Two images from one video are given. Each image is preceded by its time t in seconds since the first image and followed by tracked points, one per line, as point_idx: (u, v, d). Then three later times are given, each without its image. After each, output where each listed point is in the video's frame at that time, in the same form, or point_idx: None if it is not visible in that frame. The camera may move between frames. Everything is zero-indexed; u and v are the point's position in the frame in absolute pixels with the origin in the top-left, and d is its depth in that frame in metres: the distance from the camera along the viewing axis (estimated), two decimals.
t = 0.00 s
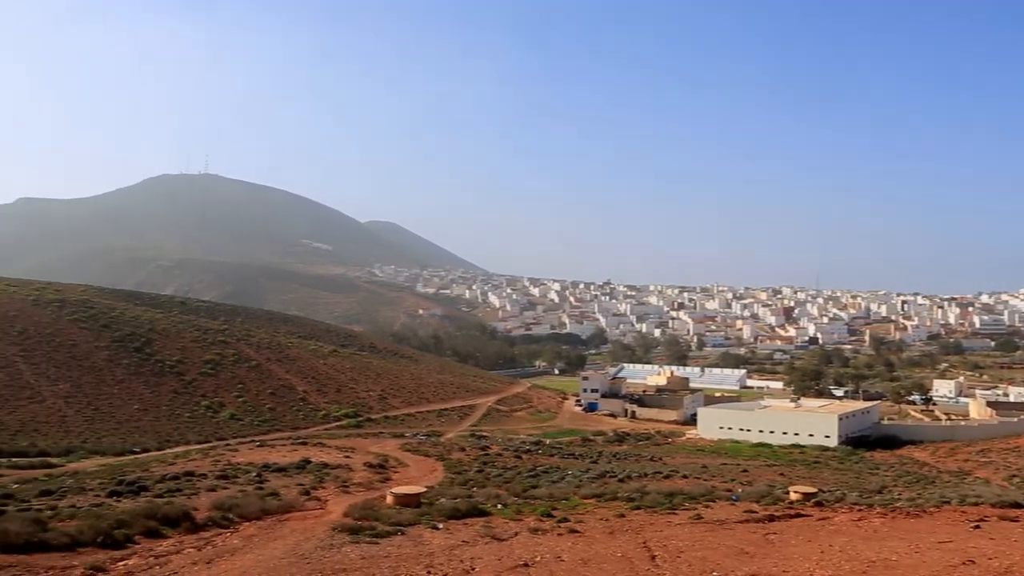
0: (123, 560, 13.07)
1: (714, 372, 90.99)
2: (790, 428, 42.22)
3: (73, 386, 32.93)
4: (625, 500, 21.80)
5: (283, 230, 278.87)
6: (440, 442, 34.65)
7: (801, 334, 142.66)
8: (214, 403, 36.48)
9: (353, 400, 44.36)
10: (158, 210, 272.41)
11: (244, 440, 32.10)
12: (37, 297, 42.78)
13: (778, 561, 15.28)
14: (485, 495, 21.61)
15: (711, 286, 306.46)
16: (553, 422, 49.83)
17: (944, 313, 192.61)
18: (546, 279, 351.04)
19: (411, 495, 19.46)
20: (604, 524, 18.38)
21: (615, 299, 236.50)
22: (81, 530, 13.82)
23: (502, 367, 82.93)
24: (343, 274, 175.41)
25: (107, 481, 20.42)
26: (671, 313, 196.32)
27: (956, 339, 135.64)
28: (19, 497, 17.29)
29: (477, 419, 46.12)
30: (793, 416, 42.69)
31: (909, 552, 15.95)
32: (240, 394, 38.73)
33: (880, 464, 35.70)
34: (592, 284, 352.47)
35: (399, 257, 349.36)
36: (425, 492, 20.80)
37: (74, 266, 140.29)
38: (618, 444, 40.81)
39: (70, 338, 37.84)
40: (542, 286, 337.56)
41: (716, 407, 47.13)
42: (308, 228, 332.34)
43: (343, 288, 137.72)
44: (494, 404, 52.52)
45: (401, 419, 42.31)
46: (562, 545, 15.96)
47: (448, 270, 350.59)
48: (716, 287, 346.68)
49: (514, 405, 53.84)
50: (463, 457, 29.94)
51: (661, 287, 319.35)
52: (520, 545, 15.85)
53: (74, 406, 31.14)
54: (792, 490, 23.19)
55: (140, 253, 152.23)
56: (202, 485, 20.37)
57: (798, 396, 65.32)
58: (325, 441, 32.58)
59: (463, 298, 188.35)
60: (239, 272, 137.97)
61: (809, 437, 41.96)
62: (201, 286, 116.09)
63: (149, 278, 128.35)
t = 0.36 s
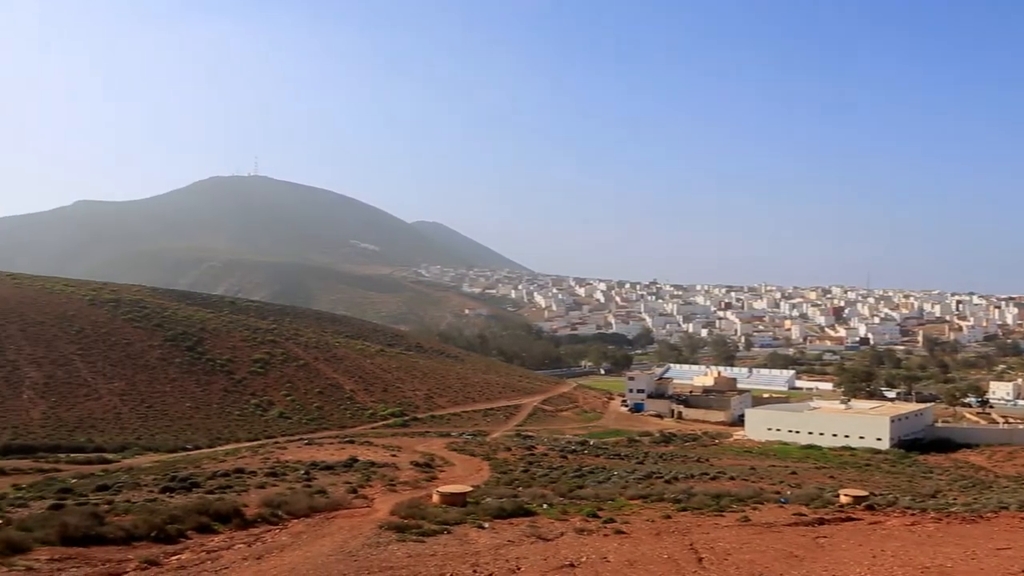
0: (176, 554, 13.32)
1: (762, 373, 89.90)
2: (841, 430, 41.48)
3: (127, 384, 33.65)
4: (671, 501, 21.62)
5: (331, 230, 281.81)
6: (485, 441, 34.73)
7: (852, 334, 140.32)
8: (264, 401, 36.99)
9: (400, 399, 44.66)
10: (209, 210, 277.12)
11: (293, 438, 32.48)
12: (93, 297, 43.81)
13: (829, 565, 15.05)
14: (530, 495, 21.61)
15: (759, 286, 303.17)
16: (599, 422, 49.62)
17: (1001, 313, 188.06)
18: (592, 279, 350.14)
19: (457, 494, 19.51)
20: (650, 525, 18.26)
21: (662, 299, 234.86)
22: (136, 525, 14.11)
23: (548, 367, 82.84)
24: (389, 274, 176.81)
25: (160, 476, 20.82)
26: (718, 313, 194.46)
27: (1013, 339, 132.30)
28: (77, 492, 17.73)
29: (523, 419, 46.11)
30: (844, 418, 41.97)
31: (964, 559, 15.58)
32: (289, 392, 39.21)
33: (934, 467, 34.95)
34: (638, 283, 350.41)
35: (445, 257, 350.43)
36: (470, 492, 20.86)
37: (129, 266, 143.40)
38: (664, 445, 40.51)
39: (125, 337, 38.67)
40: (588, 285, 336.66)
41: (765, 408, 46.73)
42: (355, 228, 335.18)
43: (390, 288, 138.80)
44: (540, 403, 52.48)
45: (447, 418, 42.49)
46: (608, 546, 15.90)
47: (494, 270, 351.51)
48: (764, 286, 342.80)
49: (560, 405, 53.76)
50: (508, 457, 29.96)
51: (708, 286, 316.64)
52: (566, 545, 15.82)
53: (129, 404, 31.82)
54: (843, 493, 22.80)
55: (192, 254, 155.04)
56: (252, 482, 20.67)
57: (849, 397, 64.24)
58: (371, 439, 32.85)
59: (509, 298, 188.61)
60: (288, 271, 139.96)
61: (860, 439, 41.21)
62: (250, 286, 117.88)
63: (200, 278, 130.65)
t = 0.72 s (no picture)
0: (227, 549, 13.52)
1: (813, 373, 88.55)
2: (894, 432, 40.68)
3: (181, 382, 34.32)
4: (720, 503, 21.39)
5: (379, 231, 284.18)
6: (532, 441, 34.72)
7: (906, 334, 137.58)
8: (313, 399, 37.45)
9: (447, 398, 44.87)
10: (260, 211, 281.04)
11: (342, 436, 32.82)
12: (148, 297, 44.74)
13: (883, 570, 14.76)
14: (577, 495, 21.54)
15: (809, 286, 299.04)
16: (646, 423, 49.31)
17: None
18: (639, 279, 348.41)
19: (503, 494, 19.53)
20: (699, 527, 18.08)
21: (710, 299, 232.61)
22: (189, 520, 14.37)
23: (595, 367, 82.57)
24: (436, 274, 177.82)
25: (213, 473, 21.18)
26: (768, 313, 192.12)
27: None
28: (133, 488, 18.12)
29: (570, 419, 45.98)
30: (897, 420, 41.13)
31: None
32: (338, 391, 39.64)
33: (992, 472, 34.09)
34: (687, 283, 347.63)
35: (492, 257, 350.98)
36: (517, 491, 20.87)
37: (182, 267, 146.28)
38: (712, 446, 40.11)
39: (178, 336, 39.44)
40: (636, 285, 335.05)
41: (816, 409, 45.94)
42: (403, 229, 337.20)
43: (437, 288, 139.57)
44: (587, 403, 52.34)
45: (494, 417, 42.55)
46: (655, 547, 15.79)
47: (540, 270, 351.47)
48: (814, 286, 338.01)
49: (607, 405, 53.53)
50: (555, 457, 29.90)
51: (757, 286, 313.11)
52: (613, 546, 15.74)
53: (182, 401, 32.44)
54: (897, 497, 22.34)
55: (243, 255, 157.63)
56: (302, 479, 20.93)
57: (903, 399, 62.96)
58: (419, 438, 33.07)
59: (556, 298, 188.37)
60: (337, 271, 141.55)
61: (914, 442, 40.38)
62: (299, 286, 119.66)
63: (251, 278, 132.77)
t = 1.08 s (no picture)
0: (281, 545, 13.72)
1: (868, 375, 86.95)
2: (952, 435, 39.82)
3: (235, 381, 34.90)
4: (771, 505, 21.12)
5: (429, 232, 285.84)
6: (581, 441, 34.63)
7: (965, 334, 134.35)
8: (363, 398, 37.81)
9: (496, 397, 44.98)
10: (312, 212, 284.30)
11: (392, 435, 33.07)
12: (203, 297, 45.58)
13: None
14: (627, 496, 21.44)
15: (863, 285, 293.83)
16: (696, 424, 48.87)
17: None
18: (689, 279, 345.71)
19: (552, 494, 19.52)
20: (750, 530, 17.88)
21: (762, 298, 229.61)
22: (243, 516, 14.60)
23: (645, 367, 82.07)
24: (485, 274, 178.40)
25: (266, 470, 21.50)
26: (821, 313, 189.14)
27: None
28: (189, 483, 18.48)
29: (619, 419, 45.73)
30: (956, 423, 40.25)
31: None
32: (388, 390, 39.96)
33: None
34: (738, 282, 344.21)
35: (541, 257, 350.83)
36: (566, 491, 20.83)
37: (237, 266, 148.93)
38: (764, 448, 39.62)
39: (232, 335, 40.10)
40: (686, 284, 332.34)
41: (871, 411, 45.09)
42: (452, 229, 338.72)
43: (487, 287, 140.00)
44: (637, 404, 52.05)
45: (543, 417, 42.53)
46: (706, 549, 15.65)
47: (590, 270, 350.45)
48: (869, 285, 332.14)
49: (656, 406, 53.16)
50: (605, 457, 29.79)
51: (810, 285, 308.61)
52: (663, 548, 15.63)
53: (237, 400, 32.98)
54: (955, 502, 21.82)
55: (295, 255, 159.88)
56: (353, 477, 21.15)
57: (962, 401, 61.51)
58: (468, 438, 33.20)
59: (605, 297, 187.65)
60: (387, 271, 142.79)
61: (973, 446, 39.48)
62: (350, 286, 120.93)
63: (303, 278, 134.61)
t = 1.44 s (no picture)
0: (331, 542, 13.89)
1: (924, 376, 85.17)
2: (1012, 439, 38.82)
3: (286, 379, 35.37)
4: (824, 509, 20.79)
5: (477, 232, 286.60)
6: (630, 441, 34.46)
7: None
8: (412, 398, 38.07)
9: (544, 397, 44.94)
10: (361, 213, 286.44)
11: (441, 434, 33.24)
12: (255, 297, 46.27)
13: None
14: (676, 497, 21.28)
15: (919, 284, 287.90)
16: (747, 425, 48.30)
17: None
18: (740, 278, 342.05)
19: (601, 494, 19.46)
20: (802, 533, 17.62)
21: (814, 298, 226.15)
22: (295, 513, 14.80)
23: (694, 367, 81.37)
24: (533, 274, 178.39)
25: (316, 468, 21.76)
26: (876, 313, 185.70)
27: None
28: (242, 481, 18.80)
29: (668, 420, 45.37)
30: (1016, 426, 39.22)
31: None
32: (437, 390, 40.16)
33: None
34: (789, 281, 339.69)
35: (589, 257, 349.81)
36: (614, 492, 20.75)
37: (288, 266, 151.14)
38: (816, 450, 39.02)
39: (284, 334, 40.65)
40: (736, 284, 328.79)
41: (927, 414, 44.13)
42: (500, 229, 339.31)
43: (535, 287, 139.98)
44: (686, 405, 51.62)
45: (591, 417, 42.38)
46: (756, 552, 15.47)
47: (638, 270, 348.68)
48: (924, 285, 325.47)
49: (706, 407, 52.67)
50: (653, 458, 29.60)
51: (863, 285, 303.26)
52: (713, 550, 15.49)
53: (288, 399, 33.42)
54: (1015, 508, 21.27)
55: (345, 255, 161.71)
56: (402, 476, 21.33)
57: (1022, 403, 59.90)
58: (516, 437, 33.21)
59: (654, 297, 186.44)
60: (436, 271, 143.51)
61: None
62: (399, 286, 121.70)
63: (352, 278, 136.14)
